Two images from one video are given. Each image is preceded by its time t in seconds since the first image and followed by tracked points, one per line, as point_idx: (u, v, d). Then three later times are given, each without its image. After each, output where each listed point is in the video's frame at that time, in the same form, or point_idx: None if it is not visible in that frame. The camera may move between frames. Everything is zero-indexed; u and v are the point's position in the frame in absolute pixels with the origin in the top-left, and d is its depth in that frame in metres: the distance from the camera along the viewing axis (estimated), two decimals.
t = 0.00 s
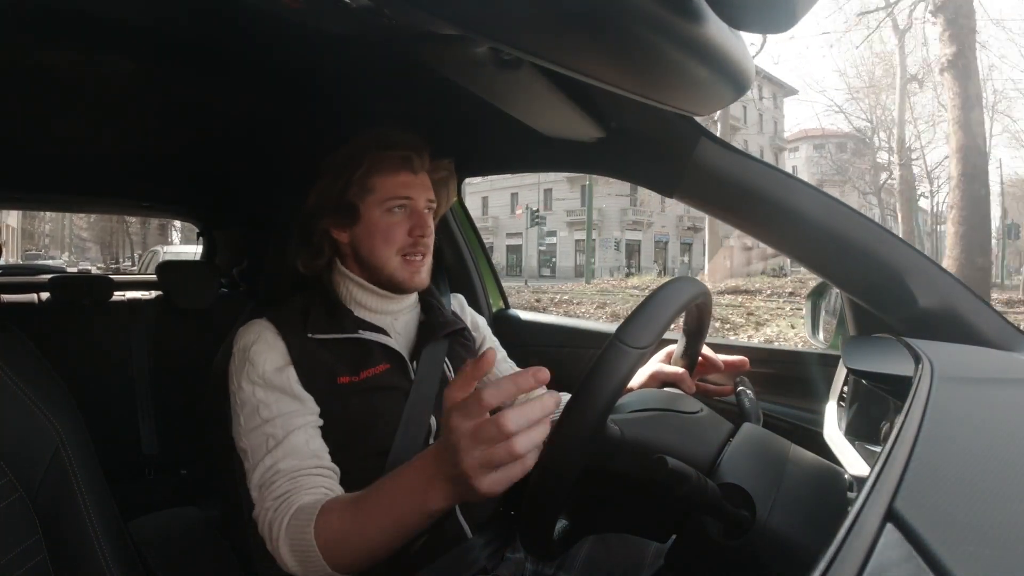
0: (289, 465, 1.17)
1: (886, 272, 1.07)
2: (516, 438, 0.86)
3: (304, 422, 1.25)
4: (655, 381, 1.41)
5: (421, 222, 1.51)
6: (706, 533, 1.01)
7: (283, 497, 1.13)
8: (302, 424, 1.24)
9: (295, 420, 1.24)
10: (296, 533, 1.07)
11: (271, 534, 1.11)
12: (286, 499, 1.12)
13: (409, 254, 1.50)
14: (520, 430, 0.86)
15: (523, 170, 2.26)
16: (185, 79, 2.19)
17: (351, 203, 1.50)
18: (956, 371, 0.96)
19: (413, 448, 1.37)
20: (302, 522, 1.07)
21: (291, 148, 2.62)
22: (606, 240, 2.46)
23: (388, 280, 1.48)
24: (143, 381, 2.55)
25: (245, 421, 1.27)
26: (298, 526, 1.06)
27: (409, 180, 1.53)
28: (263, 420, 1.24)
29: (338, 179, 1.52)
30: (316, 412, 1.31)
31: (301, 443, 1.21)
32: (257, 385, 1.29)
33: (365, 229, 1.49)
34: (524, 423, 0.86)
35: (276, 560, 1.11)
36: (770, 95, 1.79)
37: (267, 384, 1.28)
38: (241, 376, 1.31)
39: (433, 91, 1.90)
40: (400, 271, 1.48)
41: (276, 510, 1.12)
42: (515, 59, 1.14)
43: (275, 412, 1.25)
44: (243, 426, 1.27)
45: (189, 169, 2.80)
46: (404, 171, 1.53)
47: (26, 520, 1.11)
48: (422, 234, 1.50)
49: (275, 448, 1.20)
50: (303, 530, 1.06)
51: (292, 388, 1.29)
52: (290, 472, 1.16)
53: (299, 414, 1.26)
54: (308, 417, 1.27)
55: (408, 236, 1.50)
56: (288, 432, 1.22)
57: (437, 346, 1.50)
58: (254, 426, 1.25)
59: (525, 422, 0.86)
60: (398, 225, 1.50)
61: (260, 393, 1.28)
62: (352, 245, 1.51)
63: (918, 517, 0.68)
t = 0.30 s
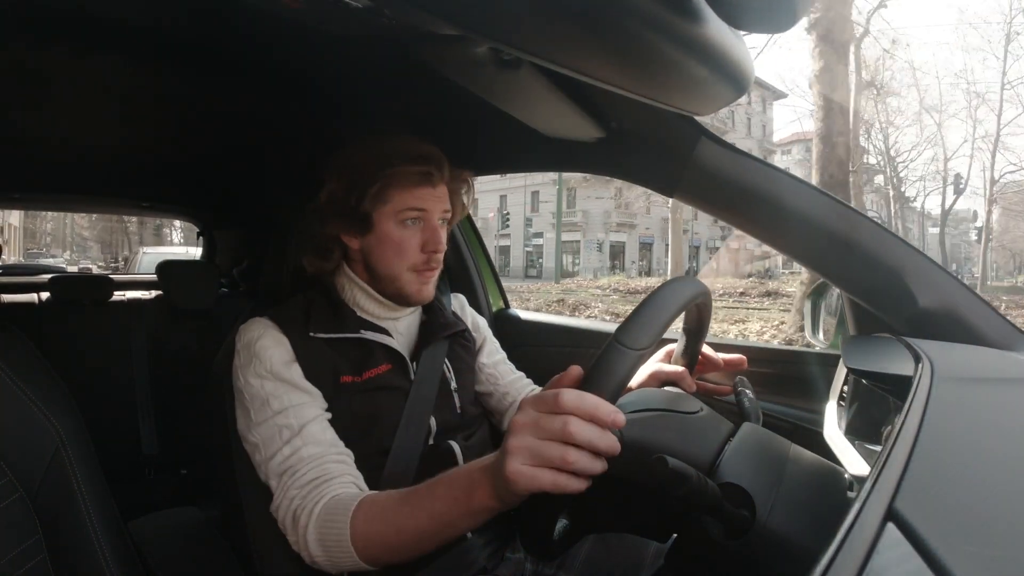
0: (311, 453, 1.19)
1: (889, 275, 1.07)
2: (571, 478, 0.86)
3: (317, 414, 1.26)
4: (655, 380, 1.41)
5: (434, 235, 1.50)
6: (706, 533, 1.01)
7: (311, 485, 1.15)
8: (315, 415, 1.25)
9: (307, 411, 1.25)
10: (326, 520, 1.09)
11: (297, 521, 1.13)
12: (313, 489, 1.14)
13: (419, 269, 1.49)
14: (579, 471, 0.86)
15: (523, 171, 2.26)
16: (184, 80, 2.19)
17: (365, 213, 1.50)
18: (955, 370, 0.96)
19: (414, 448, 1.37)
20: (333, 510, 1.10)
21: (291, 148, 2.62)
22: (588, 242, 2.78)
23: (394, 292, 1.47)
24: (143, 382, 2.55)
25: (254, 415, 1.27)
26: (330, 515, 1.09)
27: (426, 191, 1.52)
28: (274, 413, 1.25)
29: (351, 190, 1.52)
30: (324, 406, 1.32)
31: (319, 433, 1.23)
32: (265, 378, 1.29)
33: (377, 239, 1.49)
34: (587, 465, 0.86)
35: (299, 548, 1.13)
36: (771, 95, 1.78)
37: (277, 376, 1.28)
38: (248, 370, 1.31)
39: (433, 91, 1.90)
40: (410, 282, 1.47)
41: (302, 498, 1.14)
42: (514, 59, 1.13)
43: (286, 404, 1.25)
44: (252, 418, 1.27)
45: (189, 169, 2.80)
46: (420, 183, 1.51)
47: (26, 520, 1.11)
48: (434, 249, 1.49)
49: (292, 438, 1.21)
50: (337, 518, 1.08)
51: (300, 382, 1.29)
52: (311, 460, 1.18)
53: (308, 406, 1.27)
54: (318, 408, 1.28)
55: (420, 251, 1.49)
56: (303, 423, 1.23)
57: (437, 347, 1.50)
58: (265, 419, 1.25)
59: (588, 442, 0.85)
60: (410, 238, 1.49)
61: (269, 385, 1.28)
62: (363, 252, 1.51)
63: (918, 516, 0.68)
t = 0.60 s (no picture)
0: (310, 452, 1.20)
1: (886, 274, 1.07)
2: (567, 482, 0.86)
3: (316, 412, 1.26)
4: (654, 378, 1.41)
5: (425, 223, 1.54)
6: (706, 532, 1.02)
7: (311, 483, 1.15)
8: (314, 415, 1.26)
9: (306, 411, 1.25)
10: (327, 517, 1.09)
11: (297, 519, 1.13)
12: (313, 487, 1.14)
13: (414, 258, 1.52)
14: (575, 476, 0.86)
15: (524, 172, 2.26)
16: (184, 80, 2.19)
17: (355, 206, 1.52)
18: (954, 370, 0.96)
19: (414, 448, 1.37)
20: (334, 508, 1.10)
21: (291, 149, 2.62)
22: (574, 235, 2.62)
23: (391, 283, 1.49)
24: (143, 382, 2.55)
25: (252, 414, 1.27)
26: (331, 512, 1.09)
27: (413, 182, 1.56)
28: (273, 413, 1.25)
29: (340, 183, 1.54)
30: (323, 404, 1.32)
31: (318, 431, 1.23)
32: (263, 378, 1.29)
33: (369, 232, 1.51)
34: (583, 470, 0.86)
35: (300, 545, 1.13)
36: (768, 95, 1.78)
37: (274, 375, 1.28)
38: (246, 370, 1.31)
39: (434, 91, 1.90)
40: (407, 272, 1.50)
41: (302, 496, 1.14)
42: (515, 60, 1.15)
43: (285, 403, 1.26)
44: (250, 418, 1.27)
45: (190, 169, 2.80)
46: (407, 174, 1.55)
47: (25, 519, 1.13)
48: (427, 236, 1.53)
49: (291, 437, 1.22)
50: (337, 516, 1.09)
51: (299, 382, 1.30)
52: (311, 459, 1.19)
53: (308, 405, 1.27)
54: (317, 406, 1.28)
55: (413, 240, 1.52)
56: (302, 421, 1.23)
57: (436, 346, 1.50)
58: (263, 419, 1.25)
59: (584, 448, 0.85)
60: (403, 228, 1.52)
61: (268, 383, 1.28)
62: (355, 247, 1.53)
63: (919, 517, 0.68)
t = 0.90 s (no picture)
0: (308, 454, 1.20)
1: (887, 274, 1.07)
2: (554, 508, 0.87)
3: (315, 411, 1.27)
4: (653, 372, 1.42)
5: (429, 218, 1.53)
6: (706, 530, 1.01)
7: (309, 486, 1.15)
8: (313, 414, 1.26)
9: (305, 409, 1.26)
10: (324, 522, 1.09)
11: (294, 521, 1.13)
12: (311, 489, 1.15)
13: (419, 251, 1.50)
14: (563, 501, 0.87)
15: (524, 172, 2.25)
16: (183, 80, 2.19)
17: (360, 202, 1.50)
18: (955, 370, 0.96)
19: (414, 446, 1.37)
20: (331, 512, 1.10)
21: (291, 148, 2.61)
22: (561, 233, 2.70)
23: (398, 277, 1.48)
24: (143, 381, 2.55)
25: (250, 413, 1.27)
26: (328, 515, 1.09)
27: (417, 177, 1.55)
28: (271, 412, 1.25)
29: (343, 178, 1.53)
30: (322, 402, 1.32)
31: (317, 432, 1.23)
32: (262, 375, 1.29)
33: (374, 226, 1.50)
34: (570, 495, 0.87)
35: (295, 546, 1.14)
36: (763, 96, 1.79)
37: (272, 373, 1.28)
38: (244, 368, 1.31)
39: (434, 91, 1.90)
40: (411, 265, 1.49)
41: (299, 497, 1.15)
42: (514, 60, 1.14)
43: (283, 403, 1.26)
44: (248, 417, 1.27)
45: (189, 169, 2.80)
46: (410, 168, 1.54)
47: (25, 520, 1.13)
48: (431, 230, 1.51)
49: (289, 438, 1.22)
50: (335, 519, 1.09)
51: (298, 378, 1.30)
52: (309, 461, 1.19)
53: (306, 404, 1.27)
54: (316, 406, 1.28)
55: (418, 234, 1.50)
56: (301, 421, 1.24)
57: (435, 344, 1.51)
58: (261, 419, 1.25)
59: (569, 477, 0.85)
60: (408, 221, 1.51)
61: (266, 382, 1.28)
62: (360, 242, 1.51)
63: (918, 517, 0.68)
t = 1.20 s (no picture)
0: (306, 456, 1.20)
1: (887, 274, 1.07)
2: (550, 520, 0.87)
3: (313, 412, 1.27)
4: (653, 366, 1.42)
5: (416, 210, 1.56)
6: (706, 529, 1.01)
7: (306, 489, 1.15)
8: (310, 415, 1.26)
9: (303, 410, 1.26)
10: (320, 524, 1.09)
11: (290, 523, 1.13)
12: (307, 492, 1.15)
13: (408, 241, 1.53)
14: (557, 513, 0.87)
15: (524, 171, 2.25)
16: (182, 79, 2.19)
17: (346, 195, 1.53)
18: (956, 370, 0.96)
19: (414, 444, 1.37)
20: (328, 515, 1.10)
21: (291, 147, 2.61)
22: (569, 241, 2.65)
23: (388, 268, 1.50)
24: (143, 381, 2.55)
25: (248, 413, 1.27)
26: (325, 519, 1.09)
27: (402, 170, 1.58)
28: (269, 413, 1.25)
29: (329, 174, 1.56)
30: (321, 401, 1.32)
31: (314, 433, 1.24)
32: (260, 375, 1.29)
33: (361, 220, 1.52)
34: (564, 506, 0.87)
35: (291, 549, 1.13)
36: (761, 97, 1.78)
37: (271, 373, 1.29)
38: (243, 366, 1.31)
39: (433, 90, 1.90)
40: (400, 255, 1.51)
41: (296, 500, 1.14)
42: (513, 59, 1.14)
43: (281, 403, 1.26)
44: (246, 418, 1.27)
45: (189, 169, 2.80)
46: (396, 162, 1.57)
47: (25, 519, 1.13)
48: (418, 221, 1.55)
49: (287, 439, 1.22)
50: (331, 524, 1.09)
51: (295, 379, 1.30)
52: (307, 464, 1.19)
53: (304, 405, 1.27)
54: (315, 406, 1.29)
55: (405, 224, 1.53)
56: (299, 422, 1.24)
57: (433, 341, 1.51)
58: (259, 420, 1.25)
59: (563, 490, 0.85)
60: (394, 212, 1.54)
61: (264, 381, 1.28)
62: (348, 237, 1.54)
63: (917, 517, 0.68)
